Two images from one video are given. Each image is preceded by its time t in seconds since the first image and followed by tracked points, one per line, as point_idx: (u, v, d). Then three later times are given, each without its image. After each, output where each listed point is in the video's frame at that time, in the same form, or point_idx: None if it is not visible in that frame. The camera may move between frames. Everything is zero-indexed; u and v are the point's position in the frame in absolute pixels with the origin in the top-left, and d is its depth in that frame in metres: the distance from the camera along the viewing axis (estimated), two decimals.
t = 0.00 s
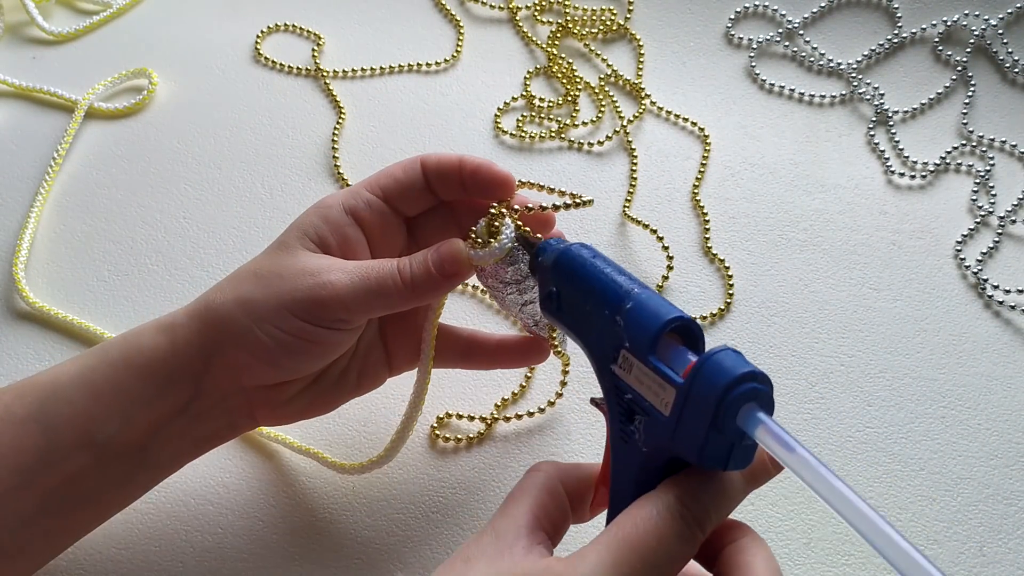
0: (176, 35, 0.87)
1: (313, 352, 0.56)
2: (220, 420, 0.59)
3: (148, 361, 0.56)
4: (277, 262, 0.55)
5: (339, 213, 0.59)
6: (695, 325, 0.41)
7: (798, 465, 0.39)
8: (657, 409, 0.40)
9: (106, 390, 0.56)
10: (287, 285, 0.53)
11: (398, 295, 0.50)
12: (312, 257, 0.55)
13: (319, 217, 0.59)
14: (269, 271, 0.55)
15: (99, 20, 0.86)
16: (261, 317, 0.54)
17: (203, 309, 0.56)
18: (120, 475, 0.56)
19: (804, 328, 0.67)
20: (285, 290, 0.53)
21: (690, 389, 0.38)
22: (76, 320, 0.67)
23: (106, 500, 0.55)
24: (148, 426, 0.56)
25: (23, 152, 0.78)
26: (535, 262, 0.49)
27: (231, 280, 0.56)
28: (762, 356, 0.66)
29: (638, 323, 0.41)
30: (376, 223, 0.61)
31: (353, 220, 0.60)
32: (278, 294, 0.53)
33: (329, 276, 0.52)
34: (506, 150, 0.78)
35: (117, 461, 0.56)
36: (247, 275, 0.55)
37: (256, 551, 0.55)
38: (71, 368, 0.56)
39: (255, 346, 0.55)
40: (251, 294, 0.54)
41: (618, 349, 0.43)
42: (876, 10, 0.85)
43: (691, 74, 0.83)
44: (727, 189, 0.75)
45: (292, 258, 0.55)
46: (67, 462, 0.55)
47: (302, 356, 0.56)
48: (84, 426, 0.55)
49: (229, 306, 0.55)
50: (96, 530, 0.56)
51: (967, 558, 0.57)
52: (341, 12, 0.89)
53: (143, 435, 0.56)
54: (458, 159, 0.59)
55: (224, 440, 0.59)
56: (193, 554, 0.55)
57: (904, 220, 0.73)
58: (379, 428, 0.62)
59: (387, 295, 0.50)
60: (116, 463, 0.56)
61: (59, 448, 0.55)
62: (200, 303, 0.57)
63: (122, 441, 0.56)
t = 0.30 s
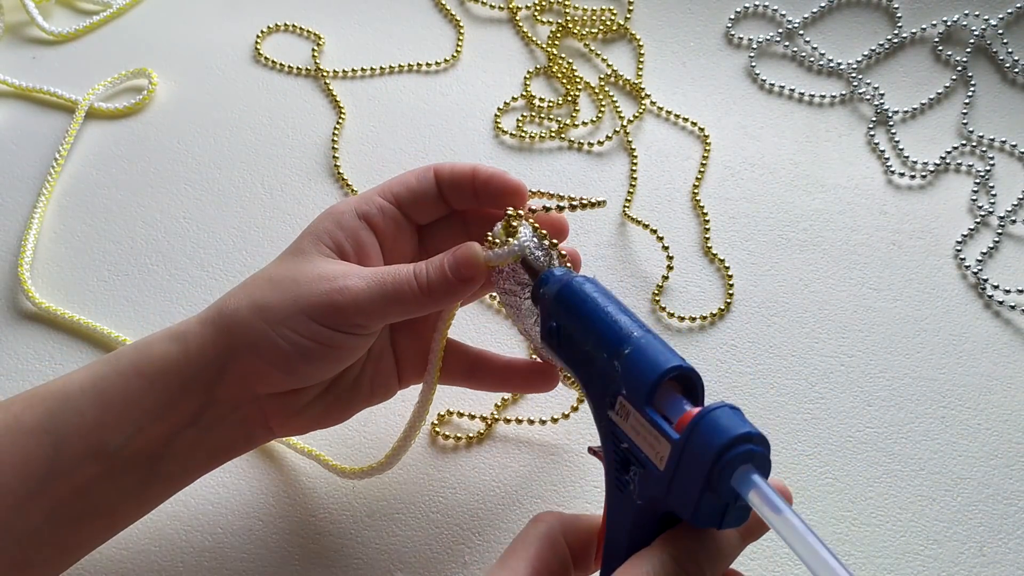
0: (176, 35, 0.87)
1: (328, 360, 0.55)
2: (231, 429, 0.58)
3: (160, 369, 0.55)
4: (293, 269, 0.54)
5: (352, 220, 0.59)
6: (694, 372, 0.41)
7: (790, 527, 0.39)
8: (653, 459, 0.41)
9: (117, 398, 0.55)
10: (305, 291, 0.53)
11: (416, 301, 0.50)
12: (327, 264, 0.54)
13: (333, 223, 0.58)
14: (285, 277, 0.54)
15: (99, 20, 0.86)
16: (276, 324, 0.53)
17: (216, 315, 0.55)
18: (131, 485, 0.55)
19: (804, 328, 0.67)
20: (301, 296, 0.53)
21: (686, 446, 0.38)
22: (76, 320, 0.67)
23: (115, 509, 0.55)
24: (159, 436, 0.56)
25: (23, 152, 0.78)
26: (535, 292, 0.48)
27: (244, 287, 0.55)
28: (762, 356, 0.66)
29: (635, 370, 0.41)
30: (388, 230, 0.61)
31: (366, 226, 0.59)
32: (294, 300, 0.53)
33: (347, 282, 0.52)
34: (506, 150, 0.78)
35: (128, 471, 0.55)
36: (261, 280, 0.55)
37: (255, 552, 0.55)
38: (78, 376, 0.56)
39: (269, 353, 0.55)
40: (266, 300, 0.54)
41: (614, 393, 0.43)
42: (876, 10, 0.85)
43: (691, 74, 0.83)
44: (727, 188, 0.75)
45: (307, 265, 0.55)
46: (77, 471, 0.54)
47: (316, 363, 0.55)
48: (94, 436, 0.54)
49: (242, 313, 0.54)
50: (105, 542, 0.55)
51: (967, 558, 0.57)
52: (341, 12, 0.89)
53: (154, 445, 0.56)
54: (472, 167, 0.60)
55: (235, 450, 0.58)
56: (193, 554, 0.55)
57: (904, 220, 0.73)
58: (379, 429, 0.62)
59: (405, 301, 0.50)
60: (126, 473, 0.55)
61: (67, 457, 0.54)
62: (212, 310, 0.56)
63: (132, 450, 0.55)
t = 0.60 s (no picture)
0: (176, 35, 0.87)
1: (329, 359, 0.55)
2: (232, 430, 0.58)
3: (162, 368, 0.55)
4: (296, 268, 0.54)
5: (353, 221, 0.59)
6: (699, 370, 0.41)
7: (787, 529, 0.39)
8: (656, 457, 0.41)
9: (118, 396, 0.54)
10: (308, 291, 0.53)
11: (418, 300, 0.50)
12: (331, 263, 0.54)
13: (334, 223, 0.58)
14: (289, 276, 0.54)
15: (99, 20, 0.86)
16: (280, 322, 0.53)
17: (219, 314, 0.55)
18: (132, 484, 0.55)
19: (804, 328, 0.67)
20: (305, 295, 0.53)
21: (687, 445, 0.38)
22: (77, 320, 0.67)
23: (115, 508, 0.54)
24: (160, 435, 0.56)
25: (23, 152, 0.78)
26: (545, 285, 0.48)
27: (247, 285, 0.55)
28: (762, 356, 0.66)
29: (639, 367, 0.41)
30: (386, 231, 0.61)
31: (367, 227, 0.60)
32: (298, 299, 0.53)
33: (351, 281, 0.52)
34: (506, 150, 0.78)
35: (128, 469, 0.55)
36: (265, 279, 0.55)
37: (256, 551, 0.55)
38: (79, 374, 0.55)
39: (272, 352, 0.55)
40: (270, 298, 0.54)
41: (620, 390, 0.42)
42: (876, 10, 0.85)
43: (691, 74, 0.83)
44: (727, 188, 0.75)
45: (310, 265, 0.54)
46: (78, 469, 0.53)
47: (318, 362, 0.55)
48: (95, 433, 0.54)
49: (246, 311, 0.54)
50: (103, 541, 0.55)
51: (967, 557, 0.57)
52: (341, 12, 0.89)
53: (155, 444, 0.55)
54: (468, 171, 0.60)
55: (235, 451, 0.58)
56: (194, 554, 0.55)
57: (904, 220, 0.73)
58: (379, 429, 0.62)
59: (407, 300, 0.50)
60: (128, 471, 0.55)
61: (68, 456, 0.53)
62: (214, 309, 0.56)
63: (132, 449, 0.55)
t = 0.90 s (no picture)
0: (176, 35, 0.87)
1: (331, 362, 0.56)
2: (229, 429, 0.58)
3: (158, 370, 0.55)
4: (293, 269, 0.54)
5: (344, 218, 0.59)
6: (670, 374, 0.41)
7: (753, 542, 0.39)
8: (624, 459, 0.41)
9: (114, 400, 0.54)
10: (308, 295, 0.53)
11: (422, 305, 0.51)
12: (330, 266, 0.54)
13: (327, 221, 0.58)
14: (286, 279, 0.54)
15: (100, 20, 0.86)
16: (283, 327, 0.53)
17: (216, 317, 0.55)
18: (129, 486, 0.55)
19: (804, 328, 0.67)
20: (308, 299, 0.53)
21: (652, 447, 0.39)
22: (77, 320, 0.67)
23: (114, 511, 0.54)
24: (158, 438, 0.56)
25: (23, 152, 0.78)
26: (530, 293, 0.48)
27: (244, 287, 0.55)
28: (762, 356, 0.66)
29: (612, 371, 0.41)
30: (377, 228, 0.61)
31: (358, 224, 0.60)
32: (300, 304, 0.53)
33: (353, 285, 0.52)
34: (506, 150, 0.78)
35: (126, 473, 0.55)
36: (264, 282, 0.54)
37: (256, 551, 0.56)
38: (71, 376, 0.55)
39: (274, 356, 0.55)
40: (270, 302, 0.53)
41: (593, 394, 0.43)
42: (876, 10, 0.85)
43: (691, 74, 0.83)
44: (727, 188, 0.75)
45: (307, 267, 0.54)
46: (74, 473, 0.53)
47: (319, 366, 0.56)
48: (93, 439, 0.54)
49: (247, 316, 0.54)
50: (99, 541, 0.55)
51: (967, 557, 0.57)
52: (341, 13, 0.89)
53: (152, 447, 0.55)
54: (458, 173, 0.60)
55: (233, 450, 0.58)
56: (193, 554, 0.55)
57: (904, 220, 0.73)
58: (378, 429, 0.62)
59: (411, 305, 0.51)
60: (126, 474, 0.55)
61: (65, 460, 0.53)
62: (210, 309, 0.55)
63: (129, 452, 0.55)
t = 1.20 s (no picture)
0: (176, 35, 0.87)
1: (312, 335, 0.55)
2: (212, 411, 0.57)
3: (138, 355, 0.54)
4: (270, 247, 0.54)
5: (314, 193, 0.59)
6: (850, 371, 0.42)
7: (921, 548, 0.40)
8: (799, 430, 0.40)
9: (96, 390, 0.54)
10: (285, 271, 0.52)
11: (397, 267, 0.50)
12: (302, 241, 0.54)
13: (298, 197, 0.58)
14: (263, 257, 0.53)
15: (100, 20, 0.86)
16: (259, 305, 0.53)
17: (192, 300, 0.54)
18: (114, 472, 0.55)
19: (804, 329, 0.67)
20: (281, 273, 0.52)
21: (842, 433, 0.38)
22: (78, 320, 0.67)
23: (100, 499, 0.54)
24: (140, 425, 0.55)
25: (23, 152, 0.78)
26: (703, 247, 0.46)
27: (219, 269, 0.54)
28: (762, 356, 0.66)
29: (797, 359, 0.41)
30: (348, 199, 0.61)
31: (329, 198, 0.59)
32: (274, 278, 0.52)
33: (326, 256, 0.51)
34: (506, 150, 0.78)
35: (109, 461, 0.55)
36: (238, 261, 0.54)
37: (256, 551, 0.56)
38: (54, 369, 0.54)
39: (254, 332, 0.54)
40: (244, 280, 0.53)
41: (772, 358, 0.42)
42: (876, 10, 0.85)
43: (691, 74, 0.83)
44: (727, 188, 0.75)
45: (286, 244, 0.54)
46: (60, 462, 0.53)
47: (300, 339, 0.55)
48: (73, 428, 0.54)
49: (223, 296, 0.53)
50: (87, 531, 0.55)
51: (967, 558, 0.57)
52: (341, 13, 0.89)
53: (136, 433, 0.55)
54: (424, 136, 0.60)
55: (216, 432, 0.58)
56: (193, 554, 0.55)
57: (904, 220, 0.73)
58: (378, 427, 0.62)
59: (386, 268, 0.50)
60: (109, 462, 0.55)
61: (50, 451, 0.53)
62: (190, 292, 0.55)
63: (115, 440, 0.55)
